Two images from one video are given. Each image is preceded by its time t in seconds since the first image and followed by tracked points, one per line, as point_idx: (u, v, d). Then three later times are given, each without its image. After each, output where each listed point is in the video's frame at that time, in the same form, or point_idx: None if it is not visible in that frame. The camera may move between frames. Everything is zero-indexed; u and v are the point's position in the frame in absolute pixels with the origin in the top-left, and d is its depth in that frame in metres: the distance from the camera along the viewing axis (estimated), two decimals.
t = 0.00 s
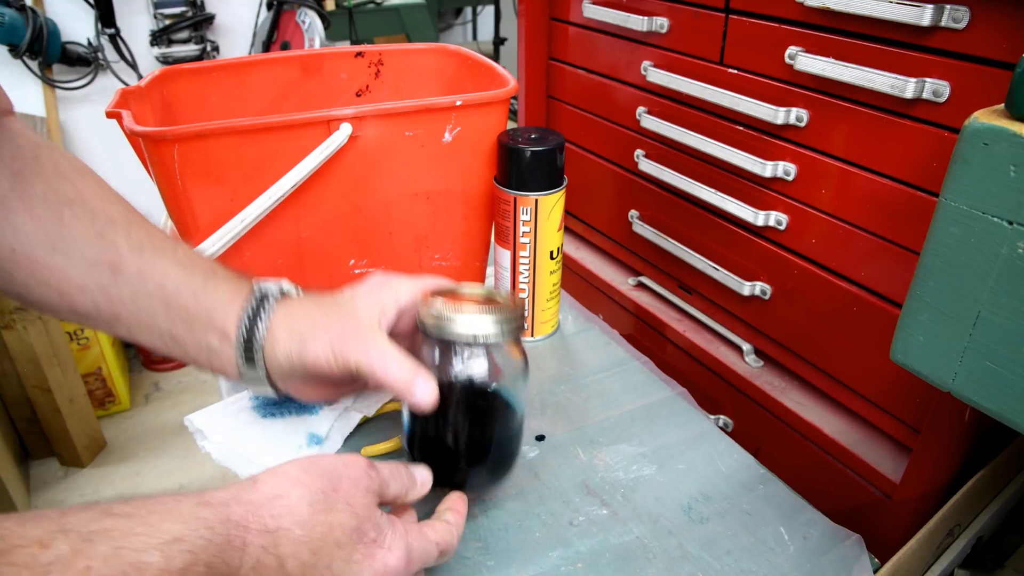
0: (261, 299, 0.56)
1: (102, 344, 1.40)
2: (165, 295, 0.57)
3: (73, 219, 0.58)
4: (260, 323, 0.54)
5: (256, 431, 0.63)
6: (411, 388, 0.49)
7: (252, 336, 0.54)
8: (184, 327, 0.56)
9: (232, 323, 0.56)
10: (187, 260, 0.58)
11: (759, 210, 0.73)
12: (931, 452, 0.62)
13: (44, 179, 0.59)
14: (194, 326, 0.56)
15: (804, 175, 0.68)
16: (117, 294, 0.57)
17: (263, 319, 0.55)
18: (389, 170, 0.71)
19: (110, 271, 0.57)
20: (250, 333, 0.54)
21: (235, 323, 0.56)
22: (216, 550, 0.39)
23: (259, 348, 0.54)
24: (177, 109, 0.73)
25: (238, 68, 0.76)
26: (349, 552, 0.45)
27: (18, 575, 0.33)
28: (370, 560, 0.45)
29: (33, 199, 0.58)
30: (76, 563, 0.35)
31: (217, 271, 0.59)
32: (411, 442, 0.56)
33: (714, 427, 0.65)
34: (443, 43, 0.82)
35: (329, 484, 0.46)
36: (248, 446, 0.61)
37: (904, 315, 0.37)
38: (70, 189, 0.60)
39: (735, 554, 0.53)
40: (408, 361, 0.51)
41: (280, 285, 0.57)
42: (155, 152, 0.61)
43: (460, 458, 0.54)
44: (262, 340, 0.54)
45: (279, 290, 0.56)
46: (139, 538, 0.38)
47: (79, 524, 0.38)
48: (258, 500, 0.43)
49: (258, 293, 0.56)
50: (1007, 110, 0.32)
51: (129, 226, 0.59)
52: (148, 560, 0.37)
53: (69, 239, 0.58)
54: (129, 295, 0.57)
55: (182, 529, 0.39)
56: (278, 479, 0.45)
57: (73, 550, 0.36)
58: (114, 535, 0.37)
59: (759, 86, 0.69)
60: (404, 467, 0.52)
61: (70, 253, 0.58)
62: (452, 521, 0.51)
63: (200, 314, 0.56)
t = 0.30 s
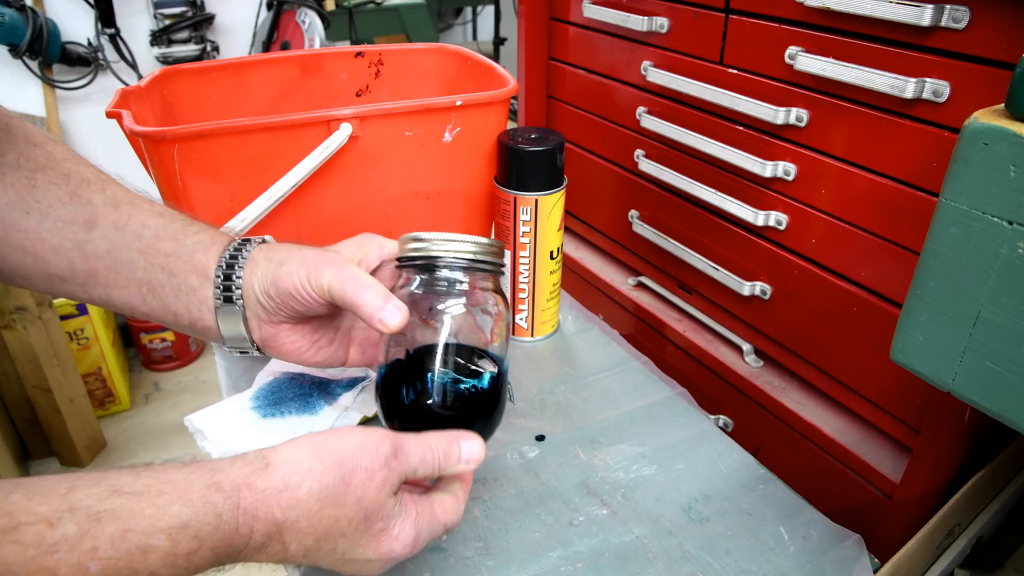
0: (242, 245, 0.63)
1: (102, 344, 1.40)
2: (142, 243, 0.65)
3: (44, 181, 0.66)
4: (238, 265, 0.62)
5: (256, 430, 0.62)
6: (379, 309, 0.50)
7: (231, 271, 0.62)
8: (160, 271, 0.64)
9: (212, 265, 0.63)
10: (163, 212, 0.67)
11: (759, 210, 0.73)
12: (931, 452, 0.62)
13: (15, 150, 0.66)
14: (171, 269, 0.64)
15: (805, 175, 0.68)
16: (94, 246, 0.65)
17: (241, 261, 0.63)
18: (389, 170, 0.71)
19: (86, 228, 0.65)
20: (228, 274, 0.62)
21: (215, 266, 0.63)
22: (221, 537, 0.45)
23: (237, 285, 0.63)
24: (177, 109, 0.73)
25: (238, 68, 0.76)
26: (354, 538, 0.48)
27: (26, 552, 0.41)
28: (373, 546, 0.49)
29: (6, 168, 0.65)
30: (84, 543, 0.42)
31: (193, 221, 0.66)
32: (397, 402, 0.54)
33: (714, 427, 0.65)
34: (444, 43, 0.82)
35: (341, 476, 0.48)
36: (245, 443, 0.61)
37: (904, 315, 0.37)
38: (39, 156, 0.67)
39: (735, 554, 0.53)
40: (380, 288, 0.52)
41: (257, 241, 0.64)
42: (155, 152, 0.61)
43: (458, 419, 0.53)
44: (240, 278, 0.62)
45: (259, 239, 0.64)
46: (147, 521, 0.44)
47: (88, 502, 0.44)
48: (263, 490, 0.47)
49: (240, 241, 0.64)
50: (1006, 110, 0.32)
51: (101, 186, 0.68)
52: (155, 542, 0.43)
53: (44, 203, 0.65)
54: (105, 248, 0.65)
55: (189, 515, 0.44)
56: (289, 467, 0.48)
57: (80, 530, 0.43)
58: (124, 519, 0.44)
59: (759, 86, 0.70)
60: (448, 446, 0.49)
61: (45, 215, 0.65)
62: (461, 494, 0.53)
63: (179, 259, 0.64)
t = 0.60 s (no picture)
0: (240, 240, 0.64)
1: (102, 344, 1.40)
2: (140, 237, 0.65)
3: (42, 178, 0.67)
4: (236, 255, 0.62)
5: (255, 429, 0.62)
6: (371, 295, 0.51)
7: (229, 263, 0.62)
8: (157, 266, 0.64)
9: (209, 258, 0.63)
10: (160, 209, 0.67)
11: (759, 210, 0.73)
12: (931, 452, 0.62)
13: (12, 148, 0.68)
14: (167, 264, 0.64)
15: (805, 175, 0.68)
16: (91, 242, 0.65)
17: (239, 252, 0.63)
18: (389, 170, 0.71)
19: (83, 223, 0.66)
20: (224, 267, 0.62)
21: (212, 261, 0.63)
22: (204, 524, 0.45)
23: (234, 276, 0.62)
24: (177, 108, 0.73)
25: (238, 68, 0.76)
26: (341, 526, 0.48)
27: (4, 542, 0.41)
28: (360, 534, 0.49)
29: (3, 165, 0.66)
30: (64, 532, 0.42)
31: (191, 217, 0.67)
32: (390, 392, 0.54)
33: (714, 427, 0.65)
34: (443, 43, 0.82)
35: (326, 463, 0.47)
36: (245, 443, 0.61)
37: (904, 315, 0.37)
38: (36, 152, 0.68)
39: (735, 554, 0.53)
40: (371, 275, 0.53)
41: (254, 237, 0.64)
42: (155, 152, 0.61)
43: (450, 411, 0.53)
44: (238, 269, 0.62)
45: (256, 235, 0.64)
46: (128, 509, 0.44)
47: (67, 491, 0.44)
48: (249, 477, 0.47)
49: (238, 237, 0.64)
50: (1006, 110, 0.32)
51: (98, 183, 0.69)
52: (137, 531, 0.43)
53: (41, 199, 0.66)
54: (103, 243, 0.65)
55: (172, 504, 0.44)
56: (274, 452, 0.47)
57: (59, 520, 0.42)
58: (105, 508, 0.43)
59: (759, 86, 0.69)
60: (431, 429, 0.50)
61: (42, 211, 0.65)
62: (451, 478, 0.53)
63: (176, 252, 0.64)
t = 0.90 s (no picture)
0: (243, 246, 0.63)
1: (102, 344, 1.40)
2: (145, 243, 0.62)
3: (46, 183, 0.62)
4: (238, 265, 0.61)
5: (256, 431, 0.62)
6: (376, 320, 0.51)
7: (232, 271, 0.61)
8: (169, 272, 0.62)
9: (213, 265, 0.62)
10: (165, 212, 0.64)
11: (759, 210, 0.73)
12: (931, 452, 0.62)
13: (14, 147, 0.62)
14: (174, 271, 0.62)
15: (805, 175, 0.68)
16: (97, 248, 0.62)
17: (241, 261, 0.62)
18: (389, 170, 0.71)
19: (87, 227, 0.62)
20: (226, 277, 0.61)
21: (215, 267, 0.62)
22: (200, 510, 0.40)
23: (235, 287, 0.61)
24: (177, 108, 0.73)
25: (238, 68, 0.76)
26: (345, 517, 0.45)
27: None
28: (361, 530, 0.46)
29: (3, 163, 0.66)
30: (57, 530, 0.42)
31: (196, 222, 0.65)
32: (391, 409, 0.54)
33: (714, 427, 0.65)
34: (443, 43, 0.82)
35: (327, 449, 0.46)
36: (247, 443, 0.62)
37: (904, 315, 0.37)
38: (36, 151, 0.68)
39: (735, 554, 0.53)
40: (374, 297, 0.53)
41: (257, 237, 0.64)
42: (155, 152, 0.61)
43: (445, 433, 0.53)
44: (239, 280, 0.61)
45: (260, 240, 0.64)
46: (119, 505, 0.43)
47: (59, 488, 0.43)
48: (244, 463, 0.43)
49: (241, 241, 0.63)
50: (1006, 110, 0.32)
51: (100, 185, 0.64)
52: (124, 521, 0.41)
53: (45, 202, 0.61)
54: (107, 247, 0.62)
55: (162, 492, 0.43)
56: (266, 439, 0.45)
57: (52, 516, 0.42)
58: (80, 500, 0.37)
59: (759, 86, 0.69)
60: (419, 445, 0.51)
61: (46, 214, 0.61)
62: (457, 507, 0.53)
63: (183, 258, 0.62)
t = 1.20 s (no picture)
0: (264, 319, 0.60)
1: (102, 344, 1.40)
2: (170, 310, 0.60)
3: (80, 228, 0.62)
4: (258, 348, 0.58)
5: (256, 433, 0.63)
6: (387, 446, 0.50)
7: (250, 360, 0.58)
8: (192, 339, 0.60)
9: (234, 342, 0.60)
10: (192, 275, 0.61)
11: (759, 210, 0.73)
12: (931, 452, 0.62)
13: (53, 188, 0.63)
14: (197, 343, 0.60)
15: (805, 176, 0.68)
16: (122, 304, 0.60)
17: (262, 343, 0.58)
18: (389, 169, 0.71)
19: (117, 283, 0.60)
20: (246, 356, 0.58)
21: (235, 343, 0.59)
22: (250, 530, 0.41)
23: (257, 371, 0.58)
24: (176, 108, 0.73)
25: (238, 68, 0.76)
26: (417, 503, 0.45)
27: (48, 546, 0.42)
28: (436, 514, 0.45)
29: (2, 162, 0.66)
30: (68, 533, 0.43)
31: (222, 289, 0.62)
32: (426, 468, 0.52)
33: (714, 427, 0.65)
34: (444, 43, 0.82)
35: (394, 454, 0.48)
36: (246, 446, 0.61)
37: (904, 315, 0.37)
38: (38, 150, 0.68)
39: (735, 554, 0.53)
40: (390, 416, 0.52)
41: (282, 306, 0.61)
42: (155, 152, 0.61)
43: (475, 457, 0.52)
44: (258, 364, 0.58)
45: (281, 311, 0.60)
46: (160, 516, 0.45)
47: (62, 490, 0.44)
48: (324, 471, 0.45)
49: (261, 313, 0.60)
50: (1006, 110, 0.32)
51: (133, 237, 0.63)
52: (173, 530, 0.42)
53: (77, 249, 0.61)
54: (134, 308, 0.60)
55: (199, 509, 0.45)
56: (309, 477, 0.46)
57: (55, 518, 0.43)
58: (129, 506, 0.40)
59: (759, 86, 0.69)
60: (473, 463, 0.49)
61: (78, 263, 0.61)
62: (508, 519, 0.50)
63: (203, 331, 0.60)
